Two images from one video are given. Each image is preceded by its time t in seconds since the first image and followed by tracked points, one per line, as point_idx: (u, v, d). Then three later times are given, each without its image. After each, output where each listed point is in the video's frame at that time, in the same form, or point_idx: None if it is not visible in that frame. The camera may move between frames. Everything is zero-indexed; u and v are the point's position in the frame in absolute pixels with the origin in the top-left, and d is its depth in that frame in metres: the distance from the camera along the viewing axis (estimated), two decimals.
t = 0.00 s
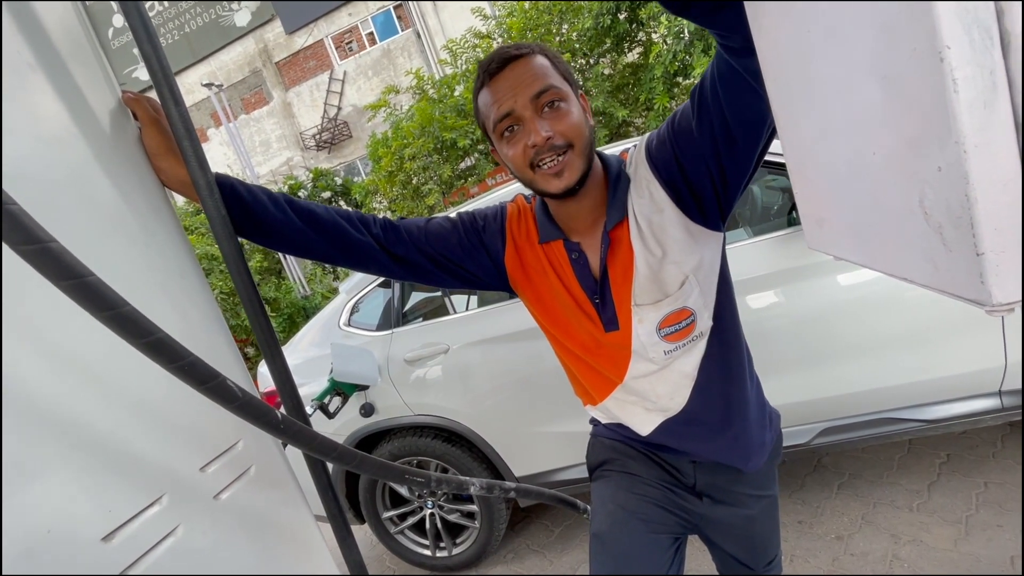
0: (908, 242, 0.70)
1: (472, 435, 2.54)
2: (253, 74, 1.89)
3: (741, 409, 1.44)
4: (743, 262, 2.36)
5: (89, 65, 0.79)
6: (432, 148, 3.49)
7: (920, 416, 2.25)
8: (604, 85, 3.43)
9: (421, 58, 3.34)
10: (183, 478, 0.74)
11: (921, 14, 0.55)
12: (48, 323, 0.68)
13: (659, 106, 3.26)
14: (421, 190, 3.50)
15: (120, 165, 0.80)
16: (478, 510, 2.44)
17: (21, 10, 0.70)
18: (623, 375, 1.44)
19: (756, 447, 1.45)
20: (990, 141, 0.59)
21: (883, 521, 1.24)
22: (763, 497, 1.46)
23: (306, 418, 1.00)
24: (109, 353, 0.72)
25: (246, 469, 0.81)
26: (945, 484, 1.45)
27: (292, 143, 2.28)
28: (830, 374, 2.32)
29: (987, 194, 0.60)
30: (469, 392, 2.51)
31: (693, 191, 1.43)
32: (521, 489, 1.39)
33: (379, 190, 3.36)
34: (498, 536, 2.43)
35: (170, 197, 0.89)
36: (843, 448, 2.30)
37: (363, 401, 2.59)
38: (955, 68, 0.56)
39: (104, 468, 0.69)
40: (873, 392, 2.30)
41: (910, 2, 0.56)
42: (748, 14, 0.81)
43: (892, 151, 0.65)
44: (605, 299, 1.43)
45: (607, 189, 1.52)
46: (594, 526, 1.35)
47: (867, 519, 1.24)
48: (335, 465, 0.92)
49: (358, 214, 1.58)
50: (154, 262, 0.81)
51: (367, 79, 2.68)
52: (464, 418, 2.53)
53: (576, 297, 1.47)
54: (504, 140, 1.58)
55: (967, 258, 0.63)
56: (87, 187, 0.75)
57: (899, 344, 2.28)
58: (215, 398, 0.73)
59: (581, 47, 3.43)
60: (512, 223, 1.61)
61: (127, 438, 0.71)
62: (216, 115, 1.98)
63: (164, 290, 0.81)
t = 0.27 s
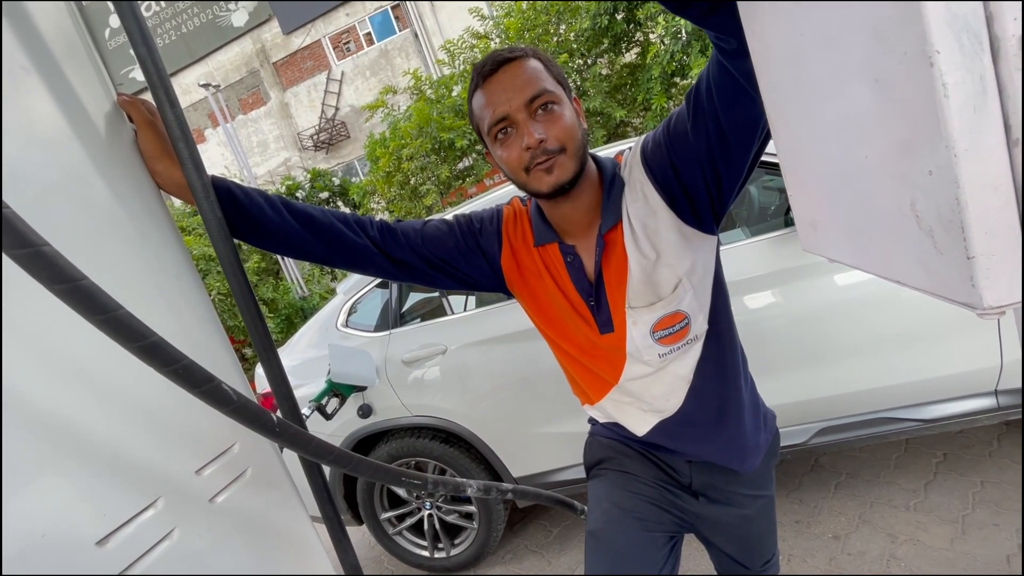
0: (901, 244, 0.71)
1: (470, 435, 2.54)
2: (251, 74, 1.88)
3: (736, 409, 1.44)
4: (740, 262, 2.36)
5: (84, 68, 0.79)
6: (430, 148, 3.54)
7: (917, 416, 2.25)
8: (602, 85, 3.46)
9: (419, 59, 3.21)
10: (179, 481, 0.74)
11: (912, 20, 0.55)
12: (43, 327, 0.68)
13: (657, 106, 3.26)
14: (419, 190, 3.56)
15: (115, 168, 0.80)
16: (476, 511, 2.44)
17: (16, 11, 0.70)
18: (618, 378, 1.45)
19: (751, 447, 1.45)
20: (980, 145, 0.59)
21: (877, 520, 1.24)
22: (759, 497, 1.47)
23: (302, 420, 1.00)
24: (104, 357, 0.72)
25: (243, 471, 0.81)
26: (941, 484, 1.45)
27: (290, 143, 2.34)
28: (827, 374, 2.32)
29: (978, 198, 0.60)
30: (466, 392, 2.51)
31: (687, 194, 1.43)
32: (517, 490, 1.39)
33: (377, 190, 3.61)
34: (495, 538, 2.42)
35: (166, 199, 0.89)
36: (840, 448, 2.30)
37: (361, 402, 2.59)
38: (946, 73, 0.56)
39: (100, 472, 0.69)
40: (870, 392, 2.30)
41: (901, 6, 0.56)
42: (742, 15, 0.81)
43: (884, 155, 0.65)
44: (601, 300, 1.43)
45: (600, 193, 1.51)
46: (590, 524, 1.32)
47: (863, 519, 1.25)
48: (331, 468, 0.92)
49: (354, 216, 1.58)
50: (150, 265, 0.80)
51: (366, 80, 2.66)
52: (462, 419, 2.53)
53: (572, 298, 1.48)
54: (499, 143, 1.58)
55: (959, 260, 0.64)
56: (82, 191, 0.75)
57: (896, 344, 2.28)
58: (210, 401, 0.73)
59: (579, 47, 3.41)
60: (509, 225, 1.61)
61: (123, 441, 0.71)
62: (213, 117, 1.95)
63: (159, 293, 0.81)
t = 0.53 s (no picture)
0: (892, 247, 0.71)
1: (469, 436, 2.54)
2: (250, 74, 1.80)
3: (734, 409, 1.45)
4: (739, 262, 2.36)
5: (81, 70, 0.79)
6: (428, 149, 3.46)
7: (915, 415, 2.25)
8: (601, 85, 3.50)
9: (416, 59, 3.28)
10: (177, 484, 0.74)
11: (901, 27, 0.56)
12: (41, 330, 0.68)
13: (655, 107, 3.32)
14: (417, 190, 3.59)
15: (113, 170, 0.80)
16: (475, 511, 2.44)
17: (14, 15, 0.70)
18: (616, 379, 1.45)
19: (749, 446, 1.46)
20: (970, 150, 0.59)
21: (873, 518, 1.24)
22: (757, 496, 1.47)
23: (300, 422, 1.00)
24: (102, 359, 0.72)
25: (240, 474, 0.81)
26: (938, 483, 1.45)
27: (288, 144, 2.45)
28: (825, 373, 2.33)
29: (967, 202, 0.60)
30: (465, 393, 2.51)
31: (685, 196, 1.44)
32: (515, 491, 1.39)
33: (376, 191, 3.70)
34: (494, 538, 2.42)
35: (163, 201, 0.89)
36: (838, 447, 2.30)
37: (360, 403, 2.59)
38: (935, 80, 0.56)
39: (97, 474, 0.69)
40: (868, 392, 2.30)
41: (892, 11, 0.56)
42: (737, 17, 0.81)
43: (876, 159, 0.65)
44: (599, 301, 1.43)
45: (598, 194, 1.51)
46: (590, 525, 1.32)
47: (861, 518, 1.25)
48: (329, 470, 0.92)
49: (352, 218, 1.58)
50: (148, 267, 0.81)
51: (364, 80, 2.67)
52: (460, 419, 2.53)
53: (570, 299, 1.48)
54: (498, 143, 1.58)
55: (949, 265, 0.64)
56: (79, 193, 0.75)
57: (894, 344, 2.29)
58: (208, 404, 0.73)
59: (577, 47, 3.38)
60: (507, 227, 1.62)
61: (121, 444, 0.71)
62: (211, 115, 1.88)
63: (157, 295, 0.81)
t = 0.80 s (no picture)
0: (889, 246, 0.71)
1: (468, 436, 2.54)
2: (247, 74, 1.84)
3: (733, 407, 1.45)
4: (737, 261, 2.36)
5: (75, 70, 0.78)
6: (427, 148, 3.52)
7: (914, 414, 2.25)
8: (599, 84, 3.50)
9: (416, 58, 3.16)
10: (171, 484, 0.74)
11: (897, 22, 0.55)
12: (35, 331, 0.68)
13: (654, 105, 3.33)
14: (416, 190, 3.49)
15: (107, 171, 0.80)
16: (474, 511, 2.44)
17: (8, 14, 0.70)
18: (614, 377, 1.45)
19: (747, 443, 1.46)
20: (965, 147, 0.59)
21: (871, 517, 1.24)
22: (755, 493, 1.47)
23: (297, 422, 1.00)
24: (97, 360, 0.72)
25: (236, 474, 0.80)
26: (937, 483, 1.45)
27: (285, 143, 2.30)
28: (824, 372, 2.32)
29: (962, 200, 0.60)
30: (464, 392, 2.51)
31: (677, 192, 1.44)
32: (513, 490, 1.38)
33: (374, 190, 3.47)
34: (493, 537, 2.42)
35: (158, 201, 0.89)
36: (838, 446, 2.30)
37: (358, 403, 2.59)
38: (930, 75, 0.56)
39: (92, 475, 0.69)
40: (867, 391, 2.30)
41: (888, 8, 0.55)
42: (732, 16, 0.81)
43: (872, 156, 0.65)
44: (596, 299, 1.43)
45: (592, 191, 1.52)
46: (591, 525, 1.31)
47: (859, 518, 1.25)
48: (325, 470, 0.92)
49: (349, 218, 1.58)
50: (143, 267, 0.80)
51: (362, 79, 2.67)
52: (459, 419, 2.53)
53: (567, 298, 1.47)
54: (492, 143, 1.58)
55: (945, 262, 0.64)
56: (73, 194, 0.75)
57: (892, 343, 2.28)
58: (203, 404, 0.73)
59: (576, 46, 3.39)
60: (504, 227, 1.61)
61: (115, 445, 0.71)
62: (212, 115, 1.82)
63: (152, 295, 0.80)
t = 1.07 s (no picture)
0: (878, 245, 0.71)
1: (467, 434, 2.54)
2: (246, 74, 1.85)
3: (729, 403, 1.45)
4: (735, 259, 2.37)
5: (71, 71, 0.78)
6: (425, 148, 3.53)
7: (912, 411, 2.25)
8: (597, 84, 3.52)
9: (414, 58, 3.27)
10: (168, 484, 0.74)
11: (883, 25, 0.55)
12: (30, 331, 0.68)
13: (651, 104, 3.36)
14: (415, 189, 3.59)
15: (104, 171, 0.80)
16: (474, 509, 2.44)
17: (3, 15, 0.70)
18: (611, 375, 1.45)
19: (744, 439, 1.46)
20: (951, 148, 0.59)
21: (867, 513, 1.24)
22: (753, 488, 1.47)
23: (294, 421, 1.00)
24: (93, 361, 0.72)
25: (233, 474, 0.81)
26: (933, 479, 1.46)
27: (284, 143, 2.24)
28: (822, 370, 2.33)
29: (949, 200, 0.60)
30: (462, 391, 2.52)
31: (669, 191, 1.45)
32: (511, 489, 1.38)
33: (373, 190, 3.56)
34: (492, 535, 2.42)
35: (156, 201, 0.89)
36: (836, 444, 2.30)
37: (357, 402, 2.59)
38: (916, 77, 0.56)
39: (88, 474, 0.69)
40: (865, 388, 2.31)
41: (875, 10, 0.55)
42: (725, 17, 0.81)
43: (862, 157, 0.65)
44: (592, 298, 1.43)
45: (585, 189, 1.52)
46: (593, 526, 1.30)
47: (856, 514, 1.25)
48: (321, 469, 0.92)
49: (346, 218, 1.58)
50: (139, 267, 0.80)
51: (361, 78, 2.68)
52: (458, 418, 2.53)
53: (564, 297, 1.48)
54: (483, 144, 1.59)
55: (932, 262, 0.64)
56: (69, 194, 0.75)
57: (889, 340, 2.29)
58: (200, 404, 0.73)
59: (574, 45, 3.46)
60: (501, 226, 1.62)
61: (112, 445, 0.71)
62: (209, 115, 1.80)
63: (149, 295, 0.80)
